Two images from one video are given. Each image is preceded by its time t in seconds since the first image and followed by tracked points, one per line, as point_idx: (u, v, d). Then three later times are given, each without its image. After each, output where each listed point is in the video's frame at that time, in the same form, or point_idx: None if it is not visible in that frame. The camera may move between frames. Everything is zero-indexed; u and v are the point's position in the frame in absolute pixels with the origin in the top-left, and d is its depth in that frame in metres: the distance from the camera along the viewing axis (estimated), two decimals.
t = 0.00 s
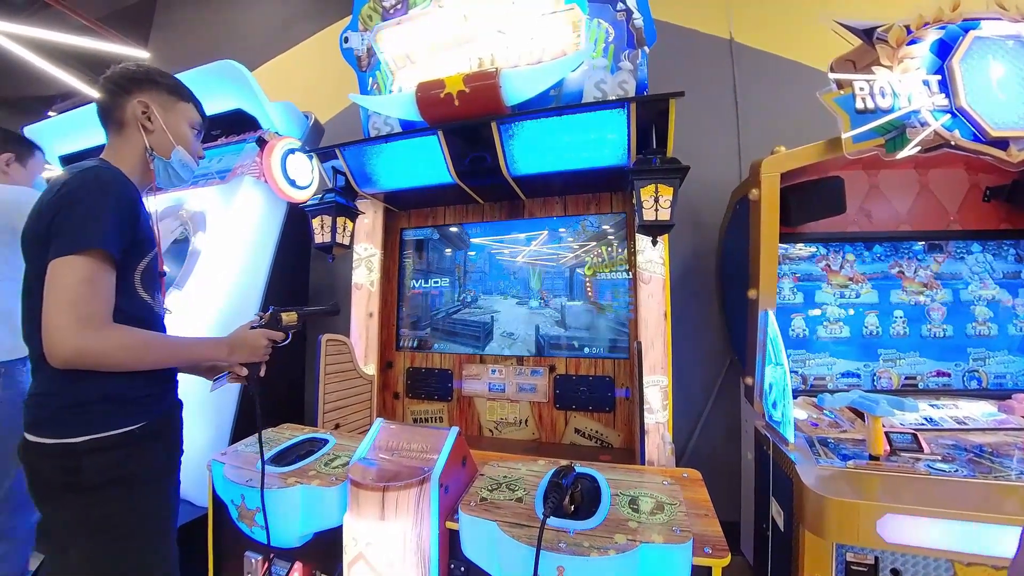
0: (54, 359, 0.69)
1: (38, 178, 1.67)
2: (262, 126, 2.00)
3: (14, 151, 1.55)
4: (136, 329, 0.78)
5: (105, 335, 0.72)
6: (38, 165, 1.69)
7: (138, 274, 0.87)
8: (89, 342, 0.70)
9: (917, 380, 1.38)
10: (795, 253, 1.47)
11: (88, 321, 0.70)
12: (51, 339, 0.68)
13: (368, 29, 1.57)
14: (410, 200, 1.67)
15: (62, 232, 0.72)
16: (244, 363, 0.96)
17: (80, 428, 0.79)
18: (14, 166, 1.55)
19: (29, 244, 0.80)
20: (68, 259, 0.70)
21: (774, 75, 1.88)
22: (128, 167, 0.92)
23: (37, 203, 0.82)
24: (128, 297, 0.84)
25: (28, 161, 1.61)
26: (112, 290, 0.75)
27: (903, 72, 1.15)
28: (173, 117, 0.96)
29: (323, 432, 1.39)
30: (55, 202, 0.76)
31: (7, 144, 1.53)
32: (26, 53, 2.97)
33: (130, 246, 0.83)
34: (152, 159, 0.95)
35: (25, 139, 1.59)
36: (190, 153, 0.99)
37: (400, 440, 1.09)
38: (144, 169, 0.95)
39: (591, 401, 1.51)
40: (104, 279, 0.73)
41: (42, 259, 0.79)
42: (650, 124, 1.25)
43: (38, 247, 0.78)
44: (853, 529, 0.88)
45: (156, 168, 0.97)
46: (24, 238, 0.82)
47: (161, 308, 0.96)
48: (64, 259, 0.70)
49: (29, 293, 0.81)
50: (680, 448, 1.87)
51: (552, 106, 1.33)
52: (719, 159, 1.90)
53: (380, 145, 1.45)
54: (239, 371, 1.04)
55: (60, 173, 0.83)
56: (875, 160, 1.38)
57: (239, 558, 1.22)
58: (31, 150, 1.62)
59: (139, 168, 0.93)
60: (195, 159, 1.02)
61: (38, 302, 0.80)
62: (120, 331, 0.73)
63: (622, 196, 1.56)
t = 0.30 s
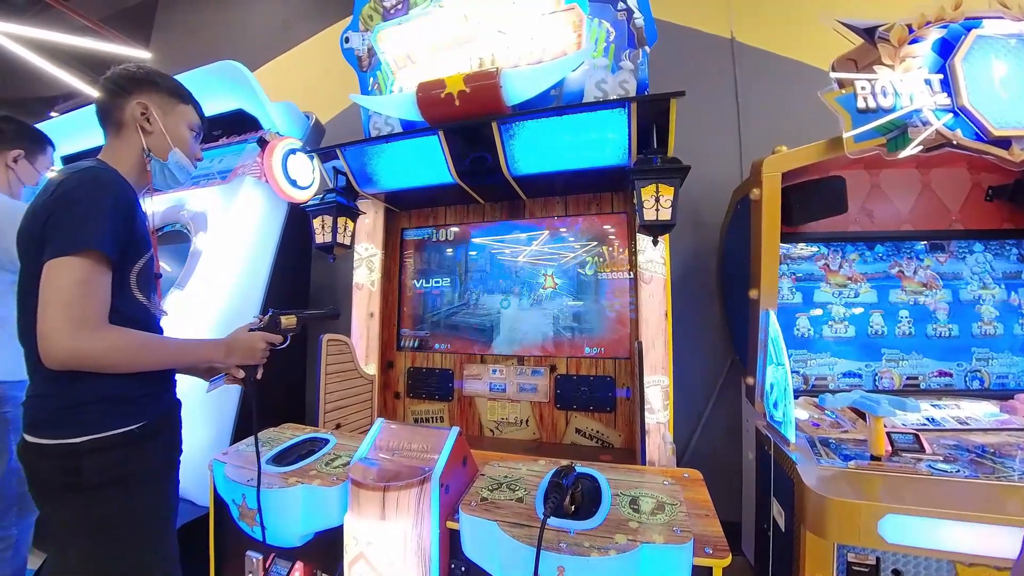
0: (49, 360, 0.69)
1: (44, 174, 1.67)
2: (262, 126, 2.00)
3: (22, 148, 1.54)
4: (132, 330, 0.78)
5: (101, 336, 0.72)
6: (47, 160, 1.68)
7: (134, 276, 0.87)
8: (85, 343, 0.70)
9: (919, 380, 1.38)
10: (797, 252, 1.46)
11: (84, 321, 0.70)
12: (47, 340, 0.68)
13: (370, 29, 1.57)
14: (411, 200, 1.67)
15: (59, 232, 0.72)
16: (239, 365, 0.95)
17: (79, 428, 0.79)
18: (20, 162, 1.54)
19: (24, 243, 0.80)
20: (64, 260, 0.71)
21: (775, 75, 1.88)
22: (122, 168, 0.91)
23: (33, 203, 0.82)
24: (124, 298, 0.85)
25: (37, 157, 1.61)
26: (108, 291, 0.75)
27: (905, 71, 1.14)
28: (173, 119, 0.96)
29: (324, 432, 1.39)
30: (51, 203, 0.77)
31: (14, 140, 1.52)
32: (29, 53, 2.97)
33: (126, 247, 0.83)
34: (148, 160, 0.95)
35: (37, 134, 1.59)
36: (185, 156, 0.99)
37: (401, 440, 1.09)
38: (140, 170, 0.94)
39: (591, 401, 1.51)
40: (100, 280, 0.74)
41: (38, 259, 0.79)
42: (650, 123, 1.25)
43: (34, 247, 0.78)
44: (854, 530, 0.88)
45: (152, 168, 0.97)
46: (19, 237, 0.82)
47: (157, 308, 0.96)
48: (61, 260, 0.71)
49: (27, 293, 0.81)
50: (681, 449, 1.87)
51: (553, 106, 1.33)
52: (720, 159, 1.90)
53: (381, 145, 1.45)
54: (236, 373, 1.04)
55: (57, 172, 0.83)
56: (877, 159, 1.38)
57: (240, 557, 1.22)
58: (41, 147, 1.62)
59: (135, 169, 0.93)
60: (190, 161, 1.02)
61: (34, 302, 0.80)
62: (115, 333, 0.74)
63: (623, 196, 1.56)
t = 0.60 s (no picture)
0: (42, 362, 0.68)
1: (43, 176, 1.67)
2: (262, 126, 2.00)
3: (19, 149, 1.54)
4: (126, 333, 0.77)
5: (94, 338, 0.71)
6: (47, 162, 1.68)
7: (130, 277, 0.86)
8: (78, 344, 0.69)
9: (923, 381, 1.37)
10: (799, 252, 1.45)
11: (77, 323, 0.70)
12: (39, 342, 0.68)
13: (370, 29, 1.56)
14: (412, 200, 1.67)
15: (52, 233, 0.72)
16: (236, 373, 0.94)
17: (73, 430, 0.79)
18: (16, 165, 1.53)
19: (19, 243, 0.79)
20: (57, 260, 0.70)
21: (777, 74, 1.87)
22: (121, 169, 0.90)
23: (29, 202, 0.81)
24: (118, 299, 0.84)
25: (35, 159, 1.60)
26: (103, 292, 0.75)
27: (910, 70, 1.13)
28: (172, 121, 0.96)
29: (324, 433, 1.38)
30: (46, 203, 0.76)
31: (11, 142, 1.52)
32: (30, 54, 2.98)
33: (122, 248, 0.83)
34: (146, 162, 0.94)
35: (33, 136, 1.58)
36: (185, 157, 0.99)
37: (401, 443, 1.09)
38: (138, 172, 0.94)
39: (592, 403, 1.50)
40: (94, 281, 0.73)
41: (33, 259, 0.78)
42: (651, 122, 1.24)
43: (29, 246, 0.78)
44: (857, 534, 0.87)
45: (150, 170, 0.97)
46: (14, 236, 0.82)
47: (153, 309, 0.95)
48: (54, 261, 0.70)
49: (20, 295, 0.81)
50: (683, 450, 1.86)
51: (553, 106, 1.32)
52: (722, 159, 1.88)
53: (381, 145, 1.44)
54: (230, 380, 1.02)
55: (53, 172, 0.83)
56: (881, 159, 1.36)
57: (239, 559, 1.22)
58: (39, 148, 1.61)
59: (133, 170, 0.92)
60: (190, 163, 1.02)
61: (28, 303, 0.80)
62: (108, 335, 0.73)
63: (624, 196, 1.55)
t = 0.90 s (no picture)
0: (33, 363, 0.68)
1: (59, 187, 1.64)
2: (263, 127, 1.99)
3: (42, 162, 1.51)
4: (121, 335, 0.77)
5: (87, 339, 0.71)
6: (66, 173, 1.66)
7: (128, 278, 0.86)
8: (69, 344, 0.69)
9: (925, 382, 1.36)
10: (801, 252, 1.45)
11: (70, 324, 0.69)
12: (31, 342, 0.67)
13: (370, 29, 1.56)
14: (413, 200, 1.66)
15: (47, 234, 0.72)
16: (236, 374, 0.94)
17: (69, 432, 0.78)
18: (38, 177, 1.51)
19: (17, 243, 0.79)
20: (52, 261, 0.70)
21: (779, 73, 1.86)
22: (121, 172, 0.90)
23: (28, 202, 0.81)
24: (115, 300, 0.84)
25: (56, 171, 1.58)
26: (97, 294, 0.74)
27: (912, 69, 1.12)
28: (173, 123, 0.95)
29: (324, 434, 1.38)
30: (43, 203, 0.76)
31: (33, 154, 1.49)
32: (31, 54, 2.98)
33: (121, 250, 0.83)
34: (148, 164, 0.94)
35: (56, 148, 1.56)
36: (188, 159, 0.99)
37: (401, 444, 1.08)
38: (140, 174, 0.94)
39: (594, 403, 1.50)
40: (88, 282, 0.72)
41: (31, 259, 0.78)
42: (652, 122, 1.23)
43: (26, 246, 0.77)
44: (859, 537, 0.86)
45: (151, 172, 0.96)
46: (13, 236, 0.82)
47: (153, 311, 0.95)
48: (49, 261, 0.70)
49: (17, 296, 0.81)
50: (685, 450, 1.85)
51: (554, 105, 1.31)
52: (724, 159, 1.88)
53: (382, 146, 1.43)
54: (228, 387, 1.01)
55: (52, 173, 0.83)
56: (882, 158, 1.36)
57: (240, 560, 1.22)
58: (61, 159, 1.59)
59: (134, 172, 0.92)
60: (193, 164, 1.02)
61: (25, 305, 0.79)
62: (101, 337, 0.72)
63: (625, 196, 1.54)
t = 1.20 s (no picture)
0: (28, 363, 0.68)
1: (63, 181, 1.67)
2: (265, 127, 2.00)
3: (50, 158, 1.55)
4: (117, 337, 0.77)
5: (83, 340, 0.71)
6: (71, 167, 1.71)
7: (130, 277, 0.87)
8: (65, 345, 0.69)
9: (925, 381, 1.37)
10: (802, 252, 1.45)
11: (66, 325, 0.70)
12: (26, 342, 0.67)
13: (372, 30, 1.57)
14: (415, 200, 1.67)
15: (47, 233, 0.72)
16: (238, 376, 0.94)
17: (72, 431, 0.79)
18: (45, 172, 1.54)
19: (19, 242, 0.80)
20: (50, 260, 0.70)
21: (779, 74, 1.86)
22: (121, 173, 0.92)
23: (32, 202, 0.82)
24: (115, 300, 0.85)
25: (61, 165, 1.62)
26: (94, 294, 0.75)
27: (912, 69, 1.13)
28: (174, 123, 0.96)
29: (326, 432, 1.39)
30: (45, 203, 0.77)
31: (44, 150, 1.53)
32: (35, 55, 3.00)
33: (120, 250, 0.83)
34: (149, 164, 0.95)
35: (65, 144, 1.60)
36: (189, 160, 1.00)
37: (403, 442, 1.09)
38: (140, 174, 0.95)
39: (595, 402, 1.51)
40: (86, 282, 0.73)
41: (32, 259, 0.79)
42: (653, 122, 1.24)
43: (28, 246, 0.78)
44: (859, 534, 0.87)
45: (152, 173, 0.97)
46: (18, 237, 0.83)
47: (156, 310, 0.96)
48: (47, 261, 0.70)
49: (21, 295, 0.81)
50: (685, 449, 1.86)
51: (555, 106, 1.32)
52: (724, 159, 1.88)
53: (383, 146, 1.44)
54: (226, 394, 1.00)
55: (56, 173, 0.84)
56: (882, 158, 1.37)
57: (243, 557, 1.23)
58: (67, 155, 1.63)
59: (134, 173, 0.93)
60: (195, 165, 1.03)
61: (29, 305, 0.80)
62: (98, 338, 0.73)
63: (626, 195, 1.55)
